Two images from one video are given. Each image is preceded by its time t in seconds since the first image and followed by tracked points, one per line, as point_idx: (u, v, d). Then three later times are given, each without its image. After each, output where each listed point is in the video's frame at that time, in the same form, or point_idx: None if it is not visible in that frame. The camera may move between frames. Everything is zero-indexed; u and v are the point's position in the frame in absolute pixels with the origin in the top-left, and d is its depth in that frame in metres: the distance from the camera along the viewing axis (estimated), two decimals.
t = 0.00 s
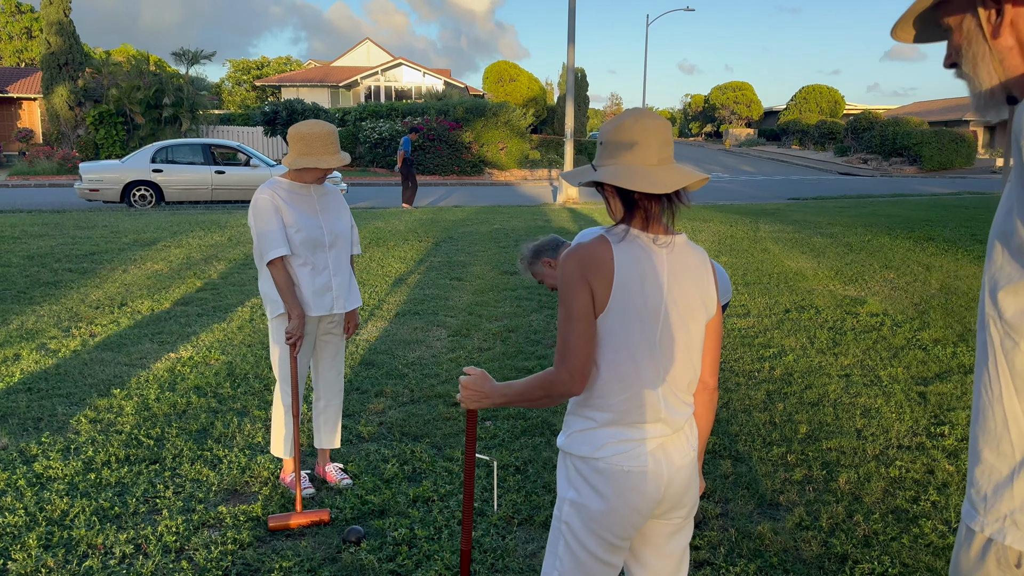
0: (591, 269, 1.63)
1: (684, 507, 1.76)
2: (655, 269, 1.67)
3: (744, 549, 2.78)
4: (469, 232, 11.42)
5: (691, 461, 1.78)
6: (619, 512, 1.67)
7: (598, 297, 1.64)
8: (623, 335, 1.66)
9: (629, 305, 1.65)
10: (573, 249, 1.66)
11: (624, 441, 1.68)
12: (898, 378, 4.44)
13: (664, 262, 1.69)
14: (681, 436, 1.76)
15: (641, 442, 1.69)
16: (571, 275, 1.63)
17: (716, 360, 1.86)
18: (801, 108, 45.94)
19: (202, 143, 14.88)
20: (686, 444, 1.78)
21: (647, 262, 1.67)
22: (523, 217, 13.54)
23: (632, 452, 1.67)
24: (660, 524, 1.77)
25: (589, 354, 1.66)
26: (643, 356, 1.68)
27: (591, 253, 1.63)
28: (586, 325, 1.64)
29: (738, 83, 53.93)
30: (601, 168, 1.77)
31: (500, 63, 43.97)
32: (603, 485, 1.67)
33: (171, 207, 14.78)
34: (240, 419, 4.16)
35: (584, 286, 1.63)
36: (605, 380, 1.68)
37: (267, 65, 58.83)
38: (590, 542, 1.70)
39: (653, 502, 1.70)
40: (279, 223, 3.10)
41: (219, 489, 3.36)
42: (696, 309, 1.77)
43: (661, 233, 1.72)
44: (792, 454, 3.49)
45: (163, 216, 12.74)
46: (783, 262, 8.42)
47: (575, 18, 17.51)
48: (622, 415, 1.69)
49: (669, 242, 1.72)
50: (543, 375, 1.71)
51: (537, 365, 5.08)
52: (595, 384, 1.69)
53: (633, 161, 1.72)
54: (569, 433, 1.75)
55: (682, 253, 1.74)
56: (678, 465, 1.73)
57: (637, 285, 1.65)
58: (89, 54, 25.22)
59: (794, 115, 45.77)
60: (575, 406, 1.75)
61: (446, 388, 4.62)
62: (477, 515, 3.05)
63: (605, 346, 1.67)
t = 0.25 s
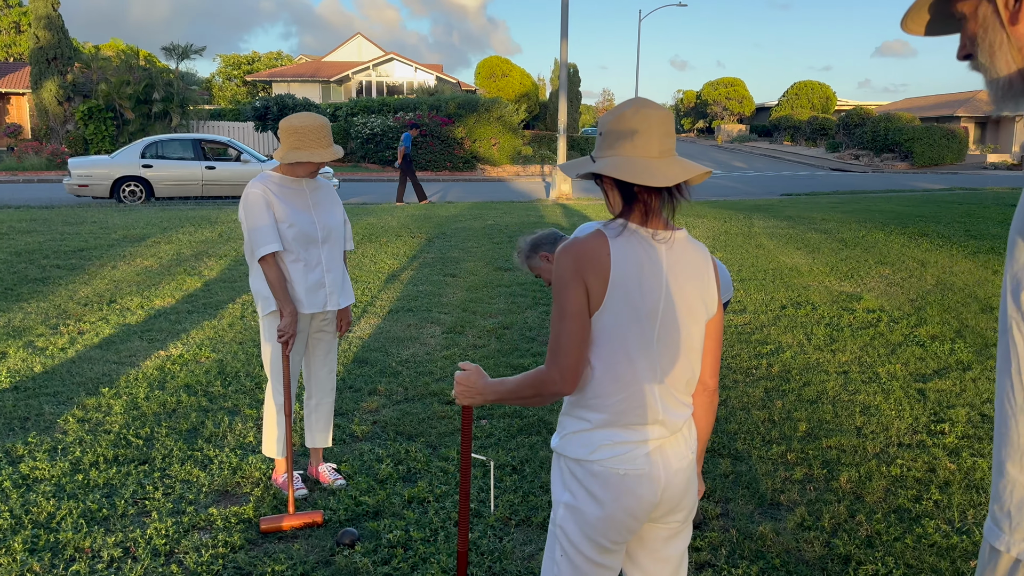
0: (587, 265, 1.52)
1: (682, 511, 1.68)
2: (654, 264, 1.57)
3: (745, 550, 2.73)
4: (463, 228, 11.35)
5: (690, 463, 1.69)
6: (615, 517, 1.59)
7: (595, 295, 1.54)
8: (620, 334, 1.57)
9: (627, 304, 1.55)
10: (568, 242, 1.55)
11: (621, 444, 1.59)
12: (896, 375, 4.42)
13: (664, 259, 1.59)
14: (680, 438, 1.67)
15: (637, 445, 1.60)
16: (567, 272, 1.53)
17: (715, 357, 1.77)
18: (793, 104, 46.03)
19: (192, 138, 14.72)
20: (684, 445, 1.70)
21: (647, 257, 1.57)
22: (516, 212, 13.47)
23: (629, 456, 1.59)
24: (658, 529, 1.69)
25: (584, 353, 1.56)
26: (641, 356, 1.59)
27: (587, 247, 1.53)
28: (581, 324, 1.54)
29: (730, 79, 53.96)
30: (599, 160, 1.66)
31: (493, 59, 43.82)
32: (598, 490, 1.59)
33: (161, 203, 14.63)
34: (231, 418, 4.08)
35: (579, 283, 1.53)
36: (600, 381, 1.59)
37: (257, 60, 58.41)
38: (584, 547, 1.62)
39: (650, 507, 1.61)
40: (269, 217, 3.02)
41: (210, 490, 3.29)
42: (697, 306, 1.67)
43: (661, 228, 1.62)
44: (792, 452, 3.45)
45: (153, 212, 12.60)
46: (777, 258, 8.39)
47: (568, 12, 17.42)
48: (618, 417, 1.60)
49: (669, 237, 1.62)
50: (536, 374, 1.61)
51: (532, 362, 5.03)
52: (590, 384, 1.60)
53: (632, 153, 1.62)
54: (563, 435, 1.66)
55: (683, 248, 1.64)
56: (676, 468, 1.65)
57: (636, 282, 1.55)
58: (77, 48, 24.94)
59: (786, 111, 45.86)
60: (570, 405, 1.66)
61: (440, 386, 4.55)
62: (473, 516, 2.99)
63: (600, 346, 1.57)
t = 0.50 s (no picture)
0: (587, 273, 1.46)
1: (690, 524, 1.62)
2: (658, 271, 1.51)
3: (745, 557, 2.69)
4: (455, 226, 11.27)
5: (697, 475, 1.63)
6: (620, 534, 1.53)
7: (595, 305, 1.48)
8: (623, 344, 1.50)
9: (629, 313, 1.49)
10: (568, 250, 1.49)
11: (626, 458, 1.53)
12: (894, 376, 4.38)
13: (667, 265, 1.53)
14: (686, 449, 1.61)
15: (643, 458, 1.54)
16: (565, 282, 1.46)
17: (722, 365, 1.71)
18: (784, 102, 46.14)
19: (181, 135, 14.56)
20: (692, 456, 1.64)
21: (650, 263, 1.50)
22: (509, 210, 13.40)
23: (634, 469, 1.53)
24: (664, 544, 1.63)
25: (585, 365, 1.50)
26: (645, 366, 1.53)
27: (587, 255, 1.46)
28: (582, 335, 1.48)
29: (722, 76, 53.95)
30: (598, 164, 1.59)
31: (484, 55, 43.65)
32: (602, 506, 1.53)
33: (150, 201, 14.47)
34: (220, 422, 4.00)
35: (579, 293, 1.46)
36: (603, 393, 1.53)
37: (247, 57, 57.98)
38: (588, 565, 1.56)
39: (656, 522, 1.55)
40: (258, 219, 2.94)
41: (198, 497, 3.21)
42: (704, 312, 1.60)
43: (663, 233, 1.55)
44: (791, 456, 3.40)
45: (142, 210, 12.44)
46: (772, 256, 8.36)
47: (560, 9, 17.34)
48: (622, 430, 1.54)
49: (673, 243, 1.56)
50: (535, 387, 1.55)
51: (526, 363, 4.96)
52: (593, 397, 1.54)
53: (633, 156, 1.55)
54: (565, 448, 1.60)
55: (686, 253, 1.58)
56: (683, 482, 1.59)
57: (639, 290, 1.49)
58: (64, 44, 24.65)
59: (778, 108, 45.92)
60: (571, 418, 1.60)
61: (433, 389, 4.49)
62: (467, 523, 2.93)
63: (601, 357, 1.51)
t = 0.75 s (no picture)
0: (596, 274, 1.41)
1: (706, 535, 1.56)
2: (669, 272, 1.46)
3: (748, 563, 2.63)
4: (449, 225, 11.19)
5: (712, 483, 1.57)
6: (633, 545, 1.47)
7: (605, 306, 1.42)
8: (634, 348, 1.45)
9: (640, 316, 1.43)
10: (576, 251, 1.44)
11: (638, 466, 1.47)
12: (894, 376, 4.34)
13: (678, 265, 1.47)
14: (701, 457, 1.55)
15: (656, 467, 1.48)
16: (573, 283, 1.41)
17: (736, 369, 1.65)
18: (776, 101, 46.25)
19: (172, 134, 14.43)
20: (707, 465, 1.58)
21: (661, 264, 1.45)
22: (502, 209, 13.33)
23: (647, 479, 1.47)
24: (680, 556, 1.57)
25: (594, 370, 1.45)
26: (657, 370, 1.47)
27: (596, 256, 1.41)
28: (591, 339, 1.43)
29: (714, 76, 54.05)
30: (606, 162, 1.52)
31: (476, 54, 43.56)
32: (615, 517, 1.47)
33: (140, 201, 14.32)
34: (210, 425, 3.92)
35: (587, 294, 1.41)
36: (613, 399, 1.47)
37: (238, 56, 57.65)
38: None
39: (671, 533, 1.49)
40: (248, 218, 2.86)
41: (187, 503, 3.13)
42: (717, 313, 1.55)
43: (673, 231, 1.50)
44: (792, 458, 3.35)
45: (132, 210, 12.31)
46: (766, 255, 8.32)
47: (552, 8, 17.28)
48: (634, 437, 1.48)
49: (683, 243, 1.51)
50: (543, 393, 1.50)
51: (522, 364, 4.89)
52: (603, 402, 1.48)
53: (642, 155, 1.48)
54: (575, 457, 1.54)
55: (698, 252, 1.52)
56: (699, 490, 1.53)
57: (649, 291, 1.43)
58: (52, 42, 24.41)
59: (770, 107, 46.05)
60: (581, 426, 1.54)
61: (427, 390, 4.42)
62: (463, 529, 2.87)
63: (611, 361, 1.46)
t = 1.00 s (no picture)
0: (615, 283, 1.39)
1: (725, 556, 1.53)
2: (688, 284, 1.44)
3: None
4: (444, 227, 11.11)
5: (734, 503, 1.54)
6: (651, 566, 1.43)
7: (624, 317, 1.40)
8: (653, 361, 1.42)
9: (659, 328, 1.41)
10: (594, 259, 1.41)
11: (657, 485, 1.44)
12: (897, 380, 4.29)
13: (697, 276, 1.45)
14: (722, 475, 1.52)
15: (676, 486, 1.45)
16: (591, 291, 1.39)
17: (759, 385, 1.61)
18: (769, 102, 46.34)
19: (164, 135, 14.30)
20: (728, 483, 1.55)
21: (679, 275, 1.43)
22: (497, 211, 13.26)
23: (666, 498, 1.44)
24: None
25: (613, 383, 1.42)
26: (677, 385, 1.44)
27: (615, 265, 1.39)
28: (610, 350, 1.40)
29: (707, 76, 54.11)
30: (625, 177, 1.50)
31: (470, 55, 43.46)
32: (632, 536, 1.44)
33: (132, 202, 14.19)
34: (203, 434, 3.83)
35: (605, 302, 1.39)
36: (632, 415, 1.44)
37: (230, 57, 57.38)
38: None
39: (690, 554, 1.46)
40: (244, 222, 2.79)
41: (181, 516, 3.05)
42: (739, 326, 1.52)
43: (693, 246, 1.47)
44: (798, 466, 3.29)
45: (123, 211, 12.18)
46: (764, 257, 8.28)
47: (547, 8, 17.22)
48: (653, 454, 1.45)
49: (703, 257, 1.48)
50: (559, 408, 1.47)
51: (521, 368, 4.83)
52: (622, 418, 1.45)
53: (661, 180, 1.45)
54: (592, 474, 1.51)
55: (718, 262, 1.50)
56: (718, 510, 1.50)
57: (669, 302, 1.41)
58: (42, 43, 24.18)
59: (763, 108, 46.12)
60: (597, 442, 1.51)
61: (425, 397, 4.35)
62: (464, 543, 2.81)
63: (630, 374, 1.43)
